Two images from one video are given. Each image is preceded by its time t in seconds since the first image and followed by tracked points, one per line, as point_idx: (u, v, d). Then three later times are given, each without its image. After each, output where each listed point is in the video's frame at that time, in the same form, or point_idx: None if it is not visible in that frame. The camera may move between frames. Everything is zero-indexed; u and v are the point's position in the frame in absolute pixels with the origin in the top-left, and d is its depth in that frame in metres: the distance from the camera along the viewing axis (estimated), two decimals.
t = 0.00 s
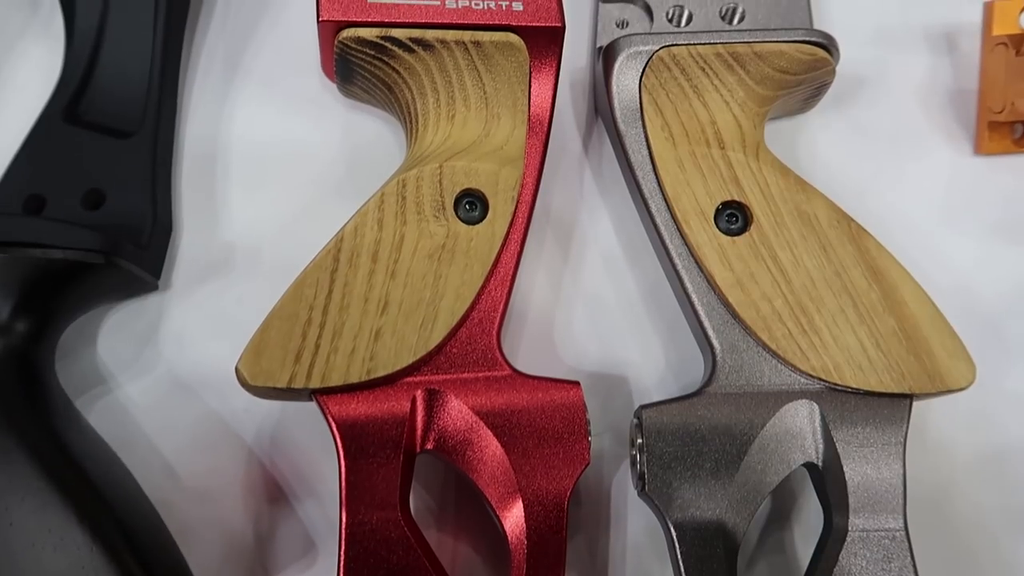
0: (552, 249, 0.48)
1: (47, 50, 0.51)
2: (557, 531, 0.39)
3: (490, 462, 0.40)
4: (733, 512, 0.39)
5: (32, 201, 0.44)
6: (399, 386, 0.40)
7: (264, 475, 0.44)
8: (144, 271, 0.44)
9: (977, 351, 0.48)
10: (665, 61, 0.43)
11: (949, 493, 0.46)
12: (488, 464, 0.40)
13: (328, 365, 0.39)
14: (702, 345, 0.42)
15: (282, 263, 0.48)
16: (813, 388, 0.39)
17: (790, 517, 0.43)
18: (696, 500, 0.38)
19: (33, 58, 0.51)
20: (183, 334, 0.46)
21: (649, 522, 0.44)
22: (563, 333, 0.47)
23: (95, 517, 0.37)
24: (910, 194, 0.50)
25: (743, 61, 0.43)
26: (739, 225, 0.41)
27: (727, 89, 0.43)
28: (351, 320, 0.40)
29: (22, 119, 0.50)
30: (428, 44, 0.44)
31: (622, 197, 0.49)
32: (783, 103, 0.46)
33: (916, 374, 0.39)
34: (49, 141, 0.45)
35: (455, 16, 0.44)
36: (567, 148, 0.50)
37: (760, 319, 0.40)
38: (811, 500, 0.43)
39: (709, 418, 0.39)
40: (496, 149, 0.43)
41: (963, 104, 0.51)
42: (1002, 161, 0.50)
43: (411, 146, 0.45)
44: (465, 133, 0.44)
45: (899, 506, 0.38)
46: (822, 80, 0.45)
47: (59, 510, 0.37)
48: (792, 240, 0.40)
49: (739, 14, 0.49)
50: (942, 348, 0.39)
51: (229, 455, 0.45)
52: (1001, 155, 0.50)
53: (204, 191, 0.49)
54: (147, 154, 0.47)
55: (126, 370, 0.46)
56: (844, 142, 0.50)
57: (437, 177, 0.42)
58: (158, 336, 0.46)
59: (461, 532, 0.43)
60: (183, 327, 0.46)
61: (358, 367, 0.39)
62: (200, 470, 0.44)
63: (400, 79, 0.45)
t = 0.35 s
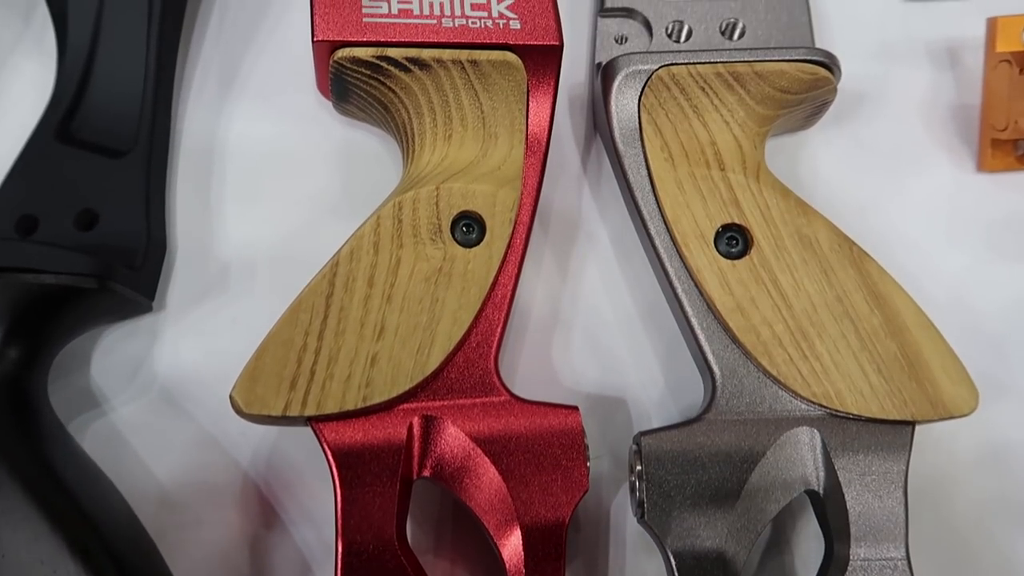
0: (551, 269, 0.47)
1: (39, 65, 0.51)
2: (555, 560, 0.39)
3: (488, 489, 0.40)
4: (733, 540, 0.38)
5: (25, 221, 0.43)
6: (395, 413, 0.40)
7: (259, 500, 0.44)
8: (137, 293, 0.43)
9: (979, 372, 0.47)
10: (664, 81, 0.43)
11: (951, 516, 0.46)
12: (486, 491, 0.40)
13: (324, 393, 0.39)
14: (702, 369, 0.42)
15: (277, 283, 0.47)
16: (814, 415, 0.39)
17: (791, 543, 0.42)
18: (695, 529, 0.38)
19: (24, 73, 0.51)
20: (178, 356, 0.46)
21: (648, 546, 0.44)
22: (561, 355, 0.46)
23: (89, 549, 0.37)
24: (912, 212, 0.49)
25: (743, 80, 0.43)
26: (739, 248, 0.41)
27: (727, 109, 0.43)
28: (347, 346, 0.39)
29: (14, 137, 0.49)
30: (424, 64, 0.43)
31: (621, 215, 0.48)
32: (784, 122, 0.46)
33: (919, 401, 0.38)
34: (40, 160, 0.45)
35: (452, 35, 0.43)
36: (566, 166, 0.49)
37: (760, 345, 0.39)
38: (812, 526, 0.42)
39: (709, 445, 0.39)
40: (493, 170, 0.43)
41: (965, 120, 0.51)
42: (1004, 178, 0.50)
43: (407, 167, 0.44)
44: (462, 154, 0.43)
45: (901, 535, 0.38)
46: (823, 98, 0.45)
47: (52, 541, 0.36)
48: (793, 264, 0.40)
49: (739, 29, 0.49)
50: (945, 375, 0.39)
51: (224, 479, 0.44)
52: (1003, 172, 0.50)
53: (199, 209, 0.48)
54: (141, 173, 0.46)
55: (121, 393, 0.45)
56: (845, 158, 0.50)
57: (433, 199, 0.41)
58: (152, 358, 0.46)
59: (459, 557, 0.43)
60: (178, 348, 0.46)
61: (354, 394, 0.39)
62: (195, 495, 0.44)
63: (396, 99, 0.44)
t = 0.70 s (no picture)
0: (552, 291, 0.47)
1: (35, 83, 0.50)
2: None
3: (489, 517, 0.40)
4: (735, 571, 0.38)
5: (21, 244, 0.43)
6: (396, 441, 0.39)
7: (258, 524, 0.44)
8: (136, 318, 0.43)
9: (981, 394, 0.47)
10: (666, 103, 0.43)
11: (952, 539, 0.46)
12: (487, 520, 0.40)
13: (324, 422, 0.38)
14: (704, 395, 0.41)
15: (275, 305, 0.47)
16: (818, 443, 0.39)
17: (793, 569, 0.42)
18: (697, 559, 0.38)
19: (20, 92, 0.50)
20: (176, 379, 0.45)
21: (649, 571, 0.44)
22: (562, 378, 0.46)
23: None
24: (915, 232, 0.49)
25: (745, 102, 0.43)
26: (742, 273, 0.40)
27: (730, 132, 0.42)
28: (346, 375, 0.39)
29: (10, 157, 0.49)
30: (423, 86, 0.43)
31: (623, 236, 0.48)
32: (787, 142, 0.46)
33: (922, 430, 0.38)
34: (37, 184, 0.44)
35: (452, 57, 0.43)
36: (567, 185, 0.49)
37: (763, 373, 0.39)
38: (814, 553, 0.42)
39: (711, 474, 0.38)
40: (493, 193, 0.42)
41: (969, 139, 0.50)
42: (1008, 198, 0.49)
43: (407, 189, 0.44)
44: (462, 176, 0.43)
45: (903, 565, 0.38)
46: (827, 119, 0.44)
47: None
48: (796, 291, 0.40)
49: (741, 46, 0.49)
50: (949, 403, 0.38)
51: (223, 504, 0.44)
52: (1007, 192, 0.50)
53: (197, 230, 0.48)
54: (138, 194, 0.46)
55: (120, 418, 0.45)
56: (848, 176, 0.50)
57: (433, 224, 0.41)
58: (150, 381, 0.45)
59: None
60: (175, 370, 0.46)
61: (354, 423, 0.39)
62: (193, 520, 0.44)
63: (396, 121, 0.43)
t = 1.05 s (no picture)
0: (555, 315, 0.47)
1: (32, 103, 0.50)
2: None
3: (493, 549, 0.39)
4: None
5: (19, 269, 0.43)
6: (399, 471, 0.39)
7: (259, 552, 0.44)
8: (136, 344, 0.43)
9: (987, 420, 0.47)
10: (671, 128, 0.42)
11: (958, 567, 0.46)
12: (490, 551, 0.39)
13: (326, 453, 0.38)
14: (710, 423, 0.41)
15: (276, 329, 0.46)
16: (825, 474, 0.38)
17: None
18: None
19: (17, 111, 0.50)
20: (176, 405, 0.45)
21: None
22: (566, 403, 0.46)
23: None
24: (921, 256, 0.49)
25: (751, 127, 0.42)
26: (748, 301, 0.40)
27: (735, 157, 0.42)
28: (348, 405, 0.38)
29: (8, 178, 0.49)
30: (426, 109, 0.42)
31: (626, 259, 0.47)
32: (793, 165, 0.45)
33: (930, 461, 0.38)
34: (35, 208, 0.44)
35: (455, 80, 0.42)
36: (570, 207, 0.48)
37: (769, 404, 0.39)
38: None
39: (717, 506, 0.38)
40: (496, 219, 0.42)
41: (976, 160, 0.50)
42: (1015, 221, 0.49)
43: (409, 214, 0.43)
44: (465, 201, 0.42)
45: None
46: (833, 143, 0.44)
47: None
48: (803, 320, 0.39)
49: (746, 66, 0.48)
50: (957, 433, 0.38)
51: (222, 532, 0.44)
52: (1014, 215, 0.49)
53: (196, 253, 0.47)
54: (138, 218, 0.45)
55: (119, 445, 0.45)
56: (853, 197, 0.49)
57: (436, 251, 0.40)
58: (150, 407, 0.45)
59: None
60: (175, 397, 0.45)
61: (356, 455, 0.38)
62: (194, 548, 0.44)
63: (398, 145, 0.43)
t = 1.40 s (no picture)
0: (562, 342, 0.46)
1: (32, 126, 0.49)
2: None
3: None
4: None
5: (18, 296, 0.42)
6: (405, 506, 0.38)
7: None
8: (136, 373, 0.42)
9: (999, 449, 0.46)
10: (680, 155, 0.42)
11: None
12: None
13: (331, 489, 0.37)
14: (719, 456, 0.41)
15: (279, 357, 0.46)
16: (836, 509, 0.38)
17: None
18: None
19: (16, 135, 0.49)
20: (178, 434, 0.45)
21: None
22: (572, 431, 0.45)
23: None
24: (931, 281, 0.48)
25: (762, 155, 0.41)
26: (758, 333, 0.39)
27: (745, 185, 0.41)
28: (354, 440, 0.38)
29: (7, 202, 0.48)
30: (432, 137, 0.41)
31: (632, 284, 0.47)
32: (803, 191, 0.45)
33: (943, 497, 0.37)
34: (33, 235, 0.43)
35: (461, 106, 0.42)
36: (576, 232, 0.48)
37: (780, 438, 0.38)
38: None
39: (727, 542, 0.38)
40: (503, 248, 0.41)
41: (986, 183, 0.49)
42: None
43: (414, 241, 0.43)
44: (471, 230, 0.42)
45: None
46: (844, 170, 0.43)
47: None
48: (814, 352, 0.39)
49: (754, 89, 0.48)
50: (971, 469, 0.38)
51: (226, 564, 0.43)
52: None
53: (198, 279, 0.47)
54: (138, 245, 0.45)
55: (121, 476, 0.44)
56: (862, 221, 0.49)
57: (442, 281, 0.40)
58: (152, 436, 0.45)
59: None
60: (178, 426, 0.45)
61: (361, 490, 0.38)
62: None
63: (403, 173, 0.42)
